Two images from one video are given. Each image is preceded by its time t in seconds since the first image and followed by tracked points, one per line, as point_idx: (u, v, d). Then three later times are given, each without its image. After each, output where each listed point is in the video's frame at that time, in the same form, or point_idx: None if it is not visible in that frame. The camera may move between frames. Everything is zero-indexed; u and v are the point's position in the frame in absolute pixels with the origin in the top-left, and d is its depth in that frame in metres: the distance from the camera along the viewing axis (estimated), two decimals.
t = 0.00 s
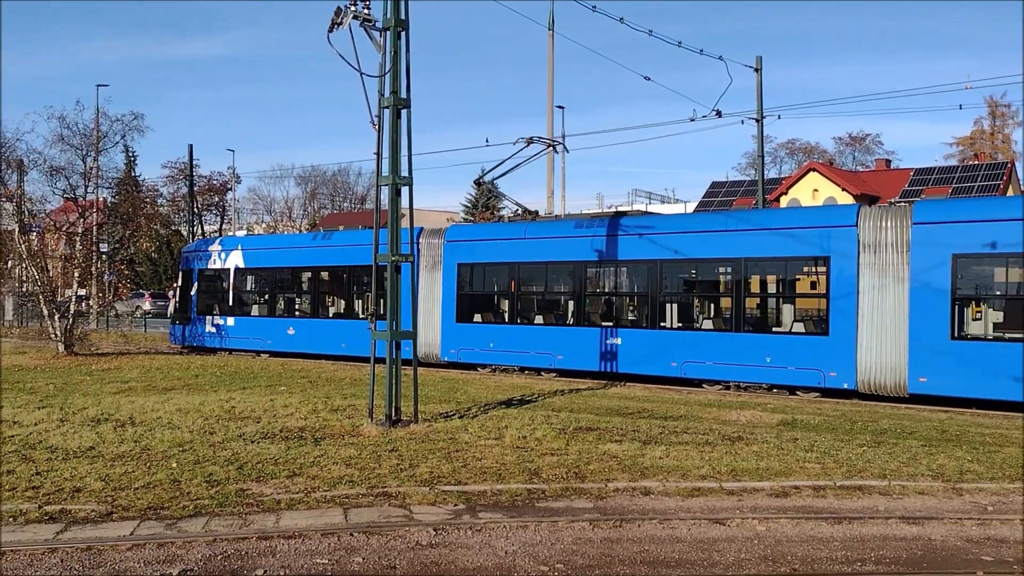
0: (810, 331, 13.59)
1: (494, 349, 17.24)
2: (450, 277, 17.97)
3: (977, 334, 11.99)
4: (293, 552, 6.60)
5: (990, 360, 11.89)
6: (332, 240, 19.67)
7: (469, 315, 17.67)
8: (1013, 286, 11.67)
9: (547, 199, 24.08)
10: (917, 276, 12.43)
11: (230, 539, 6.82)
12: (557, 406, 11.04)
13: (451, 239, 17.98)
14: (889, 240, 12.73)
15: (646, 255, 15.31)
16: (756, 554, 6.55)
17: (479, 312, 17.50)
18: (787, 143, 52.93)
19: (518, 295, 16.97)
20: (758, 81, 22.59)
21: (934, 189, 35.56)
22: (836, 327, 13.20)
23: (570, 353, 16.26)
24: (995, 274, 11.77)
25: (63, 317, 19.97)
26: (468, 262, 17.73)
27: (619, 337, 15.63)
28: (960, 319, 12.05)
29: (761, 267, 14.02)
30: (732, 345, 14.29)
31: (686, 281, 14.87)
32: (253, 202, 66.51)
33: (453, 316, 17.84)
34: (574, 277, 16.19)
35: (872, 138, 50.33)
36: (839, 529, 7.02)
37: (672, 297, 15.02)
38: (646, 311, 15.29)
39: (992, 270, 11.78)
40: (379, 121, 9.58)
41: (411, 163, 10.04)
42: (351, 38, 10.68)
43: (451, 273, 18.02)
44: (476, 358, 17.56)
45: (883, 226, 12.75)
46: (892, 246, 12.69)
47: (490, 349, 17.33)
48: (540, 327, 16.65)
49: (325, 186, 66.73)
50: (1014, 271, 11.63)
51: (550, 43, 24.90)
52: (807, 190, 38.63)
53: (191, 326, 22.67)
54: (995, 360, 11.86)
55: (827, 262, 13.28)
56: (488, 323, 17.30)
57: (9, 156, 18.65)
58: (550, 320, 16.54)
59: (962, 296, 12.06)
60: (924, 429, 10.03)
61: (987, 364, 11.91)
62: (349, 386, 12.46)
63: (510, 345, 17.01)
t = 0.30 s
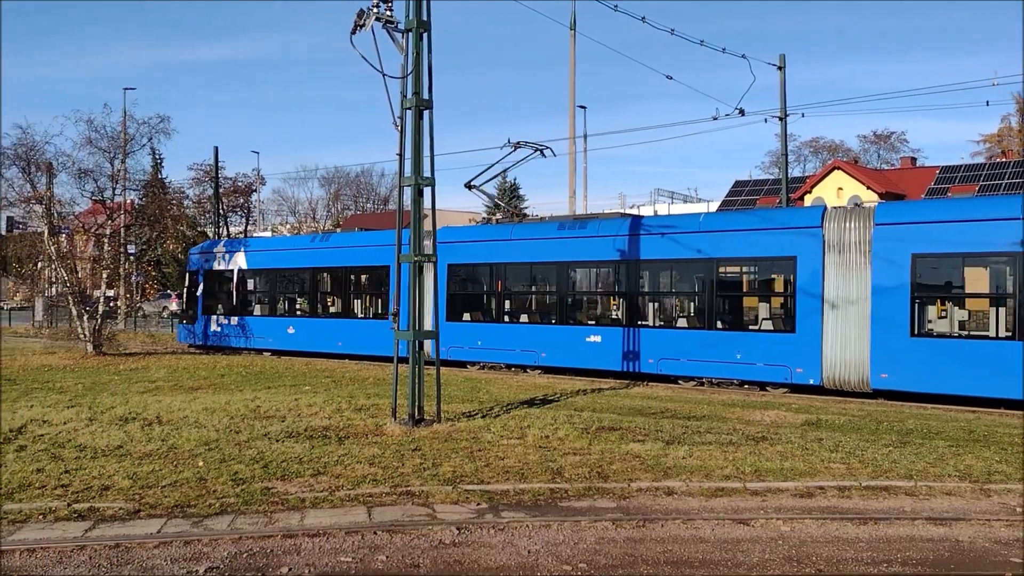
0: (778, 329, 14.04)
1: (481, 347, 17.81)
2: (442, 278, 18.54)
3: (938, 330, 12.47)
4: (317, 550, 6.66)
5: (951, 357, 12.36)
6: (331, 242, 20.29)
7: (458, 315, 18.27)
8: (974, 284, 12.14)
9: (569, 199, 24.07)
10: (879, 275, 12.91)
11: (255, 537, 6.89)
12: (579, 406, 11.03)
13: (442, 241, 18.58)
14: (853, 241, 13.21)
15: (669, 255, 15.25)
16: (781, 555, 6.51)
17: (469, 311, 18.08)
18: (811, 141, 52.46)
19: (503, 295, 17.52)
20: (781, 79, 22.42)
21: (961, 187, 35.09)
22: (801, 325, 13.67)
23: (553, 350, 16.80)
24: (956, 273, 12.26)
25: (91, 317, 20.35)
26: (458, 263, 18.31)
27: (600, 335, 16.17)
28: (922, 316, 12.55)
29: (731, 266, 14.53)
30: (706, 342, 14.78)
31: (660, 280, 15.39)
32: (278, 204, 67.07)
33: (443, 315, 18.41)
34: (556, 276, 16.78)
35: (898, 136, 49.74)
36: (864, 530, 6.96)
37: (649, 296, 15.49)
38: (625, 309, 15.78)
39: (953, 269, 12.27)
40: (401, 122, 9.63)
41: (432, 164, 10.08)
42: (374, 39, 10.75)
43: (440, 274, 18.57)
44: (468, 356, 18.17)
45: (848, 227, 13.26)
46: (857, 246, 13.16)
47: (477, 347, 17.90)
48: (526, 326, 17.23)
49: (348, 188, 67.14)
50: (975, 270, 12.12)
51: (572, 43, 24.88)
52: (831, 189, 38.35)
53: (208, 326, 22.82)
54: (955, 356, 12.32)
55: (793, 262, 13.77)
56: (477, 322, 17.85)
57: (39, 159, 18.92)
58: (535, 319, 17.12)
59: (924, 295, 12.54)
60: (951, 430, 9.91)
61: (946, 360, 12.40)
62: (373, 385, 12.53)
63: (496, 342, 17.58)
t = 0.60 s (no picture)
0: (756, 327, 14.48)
1: (475, 345, 18.33)
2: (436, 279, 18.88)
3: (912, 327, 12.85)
4: (341, 549, 6.69)
5: (920, 354, 12.77)
6: (333, 243, 20.73)
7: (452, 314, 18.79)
8: (945, 283, 12.50)
9: (591, 198, 24.02)
10: (850, 275, 13.36)
11: (280, 535, 6.94)
12: (602, 406, 11.01)
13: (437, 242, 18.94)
14: (826, 242, 13.65)
15: (692, 254, 15.20)
16: (806, 557, 6.46)
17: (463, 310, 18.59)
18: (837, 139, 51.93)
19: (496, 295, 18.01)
20: (807, 76, 22.24)
21: (989, 185, 34.56)
22: (777, 324, 14.14)
23: (542, 348, 17.31)
24: (927, 272, 12.67)
25: (118, 316, 20.55)
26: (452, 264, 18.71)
27: (586, 333, 16.66)
28: (896, 316, 12.95)
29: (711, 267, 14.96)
30: (687, 340, 15.24)
31: (644, 280, 15.84)
32: (302, 204, 67.53)
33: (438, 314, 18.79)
34: (546, 276, 17.25)
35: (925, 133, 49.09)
36: (891, 532, 6.88)
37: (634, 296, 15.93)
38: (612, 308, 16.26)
39: (923, 269, 12.68)
40: (425, 122, 9.66)
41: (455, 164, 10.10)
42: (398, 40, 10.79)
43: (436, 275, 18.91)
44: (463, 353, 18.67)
45: (821, 228, 13.69)
46: (830, 247, 13.60)
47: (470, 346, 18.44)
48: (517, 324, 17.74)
49: (372, 188, 67.43)
50: (945, 270, 12.49)
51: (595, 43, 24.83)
52: (857, 188, 38.10)
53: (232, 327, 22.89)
54: (931, 353, 12.66)
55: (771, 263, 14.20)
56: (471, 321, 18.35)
57: (67, 160, 19.18)
58: (526, 318, 17.61)
59: (895, 295, 12.96)
60: (980, 431, 9.78)
61: (916, 358, 12.81)
62: (396, 385, 12.57)
63: (489, 341, 18.10)
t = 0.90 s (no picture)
0: (734, 325, 14.93)
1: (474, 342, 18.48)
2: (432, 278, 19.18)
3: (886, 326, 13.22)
4: (364, 546, 6.72)
5: (892, 351, 13.14)
6: (333, 243, 21.23)
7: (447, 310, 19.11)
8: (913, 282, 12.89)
9: (614, 197, 23.98)
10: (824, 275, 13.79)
11: (304, 533, 6.99)
12: (625, 406, 10.98)
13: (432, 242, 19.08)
14: (801, 243, 14.09)
15: (716, 254, 15.13)
16: (831, 558, 6.40)
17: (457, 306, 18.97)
18: (862, 138, 51.40)
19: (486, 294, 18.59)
20: (832, 74, 22.06)
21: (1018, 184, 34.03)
22: (754, 322, 14.59)
23: (533, 345, 17.84)
24: (895, 272, 13.09)
25: (145, 315, 20.67)
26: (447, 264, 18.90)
27: (574, 331, 17.17)
28: (868, 314, 13.34)
29: (693, 266, 15.44)
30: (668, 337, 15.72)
31: (630, 279, 16.31)
32: (326, 204, 68.04)
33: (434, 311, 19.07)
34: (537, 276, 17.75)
35: (952, 132, 48.46)
36: (917, 533, 6.81)
37: (619, 295, 16.43)
38: (598, 307, 16.79)
39: (892, 269, 13.11)
40: (447, 122, 9.68)
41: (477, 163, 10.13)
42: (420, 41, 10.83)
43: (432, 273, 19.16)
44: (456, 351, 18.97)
45: (796, 230, 14.14)
46: (804, 248, 14.04)
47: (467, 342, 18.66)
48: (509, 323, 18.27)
49: (394, 188, 67.71)
50: (916, 269, 12.86)
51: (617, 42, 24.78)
52: (883, 185, 37.77)
53: (257, 325, 22.92)
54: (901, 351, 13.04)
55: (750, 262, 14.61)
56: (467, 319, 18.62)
57: (95, 160, 19.43)
58: (517, 316, 18.13)
59: (869, 293, 13.36)
60: (1008, 432, 9.64)
61: (887, 354, 13.18)
62: (419, 384, 12.62)
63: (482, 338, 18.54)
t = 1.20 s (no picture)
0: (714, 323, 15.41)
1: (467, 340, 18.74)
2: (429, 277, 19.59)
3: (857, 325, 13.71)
4: (387, 544, 6.75)
5: (866, 346, 13.63)
6: (335, 243, 21.76)
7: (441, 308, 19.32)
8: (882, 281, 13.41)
9: (635, 195, 23.91)
10: (799, 275, 14.27)
11: (327, 530, 7.03)
12: (647, 405, 10.95)
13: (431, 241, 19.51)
14: (777, 243, 14.56)
15: (739, 253, 15.04)
16: (855, 558, 6.35)
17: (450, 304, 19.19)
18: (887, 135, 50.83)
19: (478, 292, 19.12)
20: (856, 71, 21.86)
21: None
22: (733, 320, 15.06)
23: (524, 342, 18.35)
24: (866, 271, 13.61)
25: (170, 313, 20.92)
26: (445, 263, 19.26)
27: (564, 328, 17.64)
28: (839, 312, 13.86)
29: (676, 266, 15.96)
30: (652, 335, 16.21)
31: (631, 278, 16.59)
32: (348, 203, 68.44)
33: (431, 309, 19.44)
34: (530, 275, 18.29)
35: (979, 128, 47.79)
36: (943, 534, 6.74)
37: (605, 293, 16.97)
38: (585, 304, 17.34)
39: (862, 269, 13.63)
40: (468, 121, 9.71)
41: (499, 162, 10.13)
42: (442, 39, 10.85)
43: (429, 273, 19.59)
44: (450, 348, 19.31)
45: (772, 230, 14.62)
46: (781, 248, 14.52)
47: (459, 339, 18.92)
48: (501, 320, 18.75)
49: (415, 187, 67.91)
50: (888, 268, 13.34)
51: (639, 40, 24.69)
52: (908, 183, 37.34)
53: (281, 324, 23.00)
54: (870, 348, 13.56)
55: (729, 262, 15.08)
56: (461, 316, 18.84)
57: (120, 160, 19.66)
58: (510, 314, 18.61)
59: (844, 292, 13.84)
60: None
61: (859, 350, 13.68)
62: (440, 382, 12.66)
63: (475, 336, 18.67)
